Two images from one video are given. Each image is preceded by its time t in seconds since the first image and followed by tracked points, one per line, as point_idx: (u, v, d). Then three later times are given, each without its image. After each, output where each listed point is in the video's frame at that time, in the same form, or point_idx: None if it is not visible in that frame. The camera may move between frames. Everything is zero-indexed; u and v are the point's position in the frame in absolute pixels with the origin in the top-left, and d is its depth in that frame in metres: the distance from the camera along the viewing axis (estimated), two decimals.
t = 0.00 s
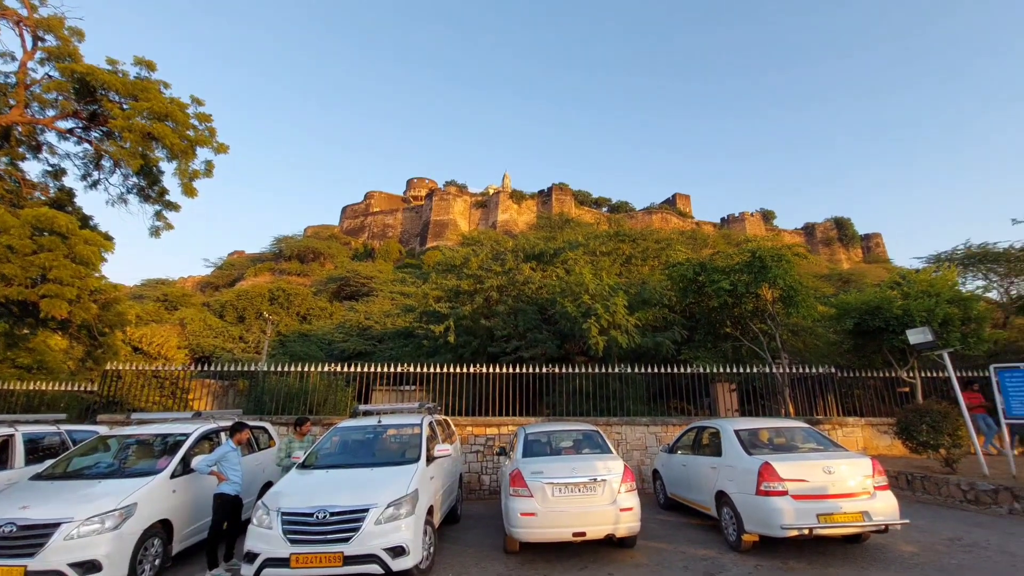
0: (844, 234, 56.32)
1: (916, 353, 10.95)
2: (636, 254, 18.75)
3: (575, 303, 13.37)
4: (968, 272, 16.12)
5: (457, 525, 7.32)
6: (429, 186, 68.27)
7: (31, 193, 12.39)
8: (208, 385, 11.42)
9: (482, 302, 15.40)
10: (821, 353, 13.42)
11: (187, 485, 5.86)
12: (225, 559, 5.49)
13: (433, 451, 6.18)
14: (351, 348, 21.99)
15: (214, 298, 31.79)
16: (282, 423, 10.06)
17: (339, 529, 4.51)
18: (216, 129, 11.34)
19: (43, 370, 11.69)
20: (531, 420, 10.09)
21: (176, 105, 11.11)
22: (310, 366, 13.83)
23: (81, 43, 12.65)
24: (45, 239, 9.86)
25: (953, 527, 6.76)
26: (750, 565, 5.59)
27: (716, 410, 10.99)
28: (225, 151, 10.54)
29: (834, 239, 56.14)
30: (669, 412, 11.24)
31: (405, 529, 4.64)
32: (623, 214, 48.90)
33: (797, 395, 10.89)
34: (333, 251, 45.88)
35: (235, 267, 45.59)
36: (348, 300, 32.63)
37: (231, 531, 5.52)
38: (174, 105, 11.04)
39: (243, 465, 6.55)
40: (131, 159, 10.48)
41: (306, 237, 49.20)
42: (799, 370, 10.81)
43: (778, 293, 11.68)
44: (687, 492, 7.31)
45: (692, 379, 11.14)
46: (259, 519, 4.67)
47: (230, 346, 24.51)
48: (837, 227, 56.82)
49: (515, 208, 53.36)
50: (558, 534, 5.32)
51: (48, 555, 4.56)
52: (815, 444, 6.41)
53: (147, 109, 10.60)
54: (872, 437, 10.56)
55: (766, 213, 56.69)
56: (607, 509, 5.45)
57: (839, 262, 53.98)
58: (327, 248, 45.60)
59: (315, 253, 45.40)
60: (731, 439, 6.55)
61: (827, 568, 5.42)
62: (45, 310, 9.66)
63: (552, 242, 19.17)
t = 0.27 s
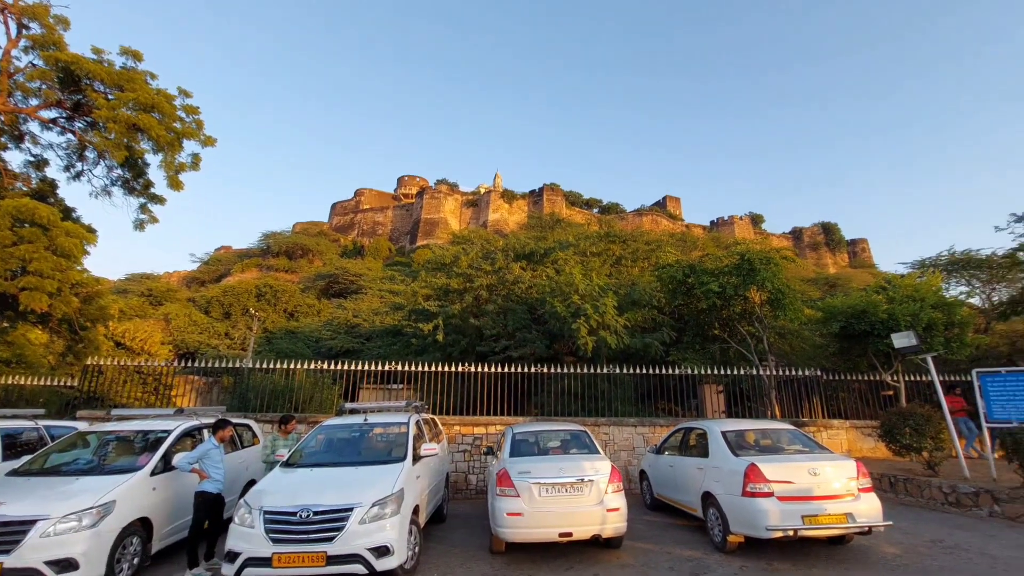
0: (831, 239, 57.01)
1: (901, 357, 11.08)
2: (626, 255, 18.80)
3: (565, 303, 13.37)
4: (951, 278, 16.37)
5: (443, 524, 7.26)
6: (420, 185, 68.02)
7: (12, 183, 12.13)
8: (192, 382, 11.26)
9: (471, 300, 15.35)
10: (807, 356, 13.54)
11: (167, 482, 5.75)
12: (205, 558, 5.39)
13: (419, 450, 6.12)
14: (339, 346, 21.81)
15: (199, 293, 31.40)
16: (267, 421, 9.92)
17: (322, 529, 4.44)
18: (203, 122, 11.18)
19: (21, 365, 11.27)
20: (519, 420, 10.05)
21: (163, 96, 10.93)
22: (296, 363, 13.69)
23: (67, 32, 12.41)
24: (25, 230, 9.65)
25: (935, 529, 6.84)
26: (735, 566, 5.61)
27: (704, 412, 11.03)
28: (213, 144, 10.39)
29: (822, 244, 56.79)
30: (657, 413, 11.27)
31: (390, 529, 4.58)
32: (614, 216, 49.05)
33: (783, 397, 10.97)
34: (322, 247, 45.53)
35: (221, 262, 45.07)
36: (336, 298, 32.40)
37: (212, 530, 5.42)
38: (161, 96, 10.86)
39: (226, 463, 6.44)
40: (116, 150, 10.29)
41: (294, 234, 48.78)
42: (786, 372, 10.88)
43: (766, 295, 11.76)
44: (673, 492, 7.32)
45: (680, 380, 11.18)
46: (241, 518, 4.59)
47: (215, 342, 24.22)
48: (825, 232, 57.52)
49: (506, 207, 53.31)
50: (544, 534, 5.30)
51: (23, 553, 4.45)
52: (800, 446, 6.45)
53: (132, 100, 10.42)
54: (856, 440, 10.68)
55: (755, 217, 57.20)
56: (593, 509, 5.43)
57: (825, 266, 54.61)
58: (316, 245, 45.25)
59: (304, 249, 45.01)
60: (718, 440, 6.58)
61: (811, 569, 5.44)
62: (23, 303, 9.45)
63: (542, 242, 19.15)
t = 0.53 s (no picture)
0: (819, 244, 57.66)
1: (886, 361, 11.20)
2: (616, 256, 18.84)
3: (555, 303, 13.35)
4: (935, 283, 16.61)
5: (429, 524, 7.20)
6: (411, 183, 67.75)
7: None
8: (176, 378, 11.09)
9: (461, 299, 15.28)
10: (793, 359, 13.64)
11: (148, 481, 5.63)
12: (186, 558, 5.29)
13: (406, 450, 6.06)
14: (326, 344, 21.63)
15: (185, 289, 31.00)
16: (252, 419, 9.79)
17: (305, 529, 4.37)
18: (191, 115, 11.01)
19: None
20: (507, 420, 10.01)
21: (149, 88, 10.76)
22: (282, 360, 13.54)
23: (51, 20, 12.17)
24: (4, 222, 9.40)
25: (918, 531, 6.91)
26: (721, 567, 5.62)
27: (691, 413, 11.06)
28: (200, 137, 10.25)
29: (809, 248, 57.40)
30: (645, 413, 11.28)
31: (375, 529, 4.52)
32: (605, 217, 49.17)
33: (770, 399, 11.03)
34: (311, 244, 45.17)
35: (208, 258, 44.53)
36: (325, 295, 32.15)
37: (194, 530, 5.32)
38: (147, 88, 10.68)
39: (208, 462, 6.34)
40: (100, 141, 10.09)
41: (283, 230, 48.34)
42: (773, 375, 10.95)
43: (754, 298, 11.83)
44: (661, 493, 7.33)
45: (668, 381, 11.20)
46: (222, 517, 4.51)
47: (200, 339, 23.91)
48: (812, 237, 58.16)
49: (497, 207, 53.23)
50: (531, 535, 5.26)
51: None
52: (787, 447, 6.48)
53: (118, 91, 10.23)
54: (841, 442, 10.79)
55: (744, 220, 57.68)
56: (581, 510, 5.41)
57: (812, 270, 55.21)
58: (305, 242, 44.89)
59: (292, 246, 44.62)
60: (706, 441, 6.59)
61: (796, 570, 5.47)
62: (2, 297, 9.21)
63: (533, 242, 19.13)
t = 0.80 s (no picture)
0: (807, 247, 58.23)
1: (872, 363, 11.30)
2: (607, 257, 18.87)
3: (545, 303, 13.32)
4: (921, 287, 16.82)
5: (416, 525, 7.14)
6: (403, 181, 67.52)
7: None
8: (161, 375, 10.96)
9: (451, 298, 15.22)
10: (782, 361, 13.73)
11: (129, 480, 5.52)
12: (167, 559, 5.19)
13: (394, 450, 6.00)
14: (315, 342, 21.46)
15: (171, 285, 30.62)
16: (237, 417, 9.66)
17: (290, 530, 4.29)
18: (179, 109, 10.85)
19: None
20: (497, 420, 9.97)
21: (136, 80, 10.57)
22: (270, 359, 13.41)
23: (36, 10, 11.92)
24: None
25: (902, 532, 6.97)
26: (709, 569, 5.61)
27: (680, 414, 11.07)
28: (188, 132, 10.09)
29: (798, 252, 57.95)
30: (634, 414, 11.29)
31: (361, 531, 4.45)
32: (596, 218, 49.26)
33: (759, 401, 11.08)
34: (301, 242, 44.82)
35: (195, 254, 44.02)
36: (314, 293, 31.90)
37: (176, 530, 5.22)
38: (134, 80, 10.50)
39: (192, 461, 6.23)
40: (85, 134, 9.90)
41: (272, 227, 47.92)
42: (761, 376, 11.01)
43: (744, 300, 11.89)
44: (650, 494, 7.33)
45: (658, 382, 11.21)
46: (205, 518, 4.42)
47: (187, 336, 23.61)
48: (801, 240, 58.72)
49: (489, 207, 53.14)
50: (519, 537, 5.23)
51: None
52: (775, 449, 6.50)
53: (104, 82, 10.04)
54: (828, 444, 10.87)
55: (734, 223, 58.09)
56: (570, 511, 5.38)
57: (801, 274, 55.72)
58: (294, 239, 44.54)
59: (281, 243, 44.24)
60: (695, 442, 6.59)
61: (783, 572, 5.48)
62: None
63: (525, 242, 19.10)
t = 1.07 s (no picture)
0: (796, 251, 58.79)
1: (859, 366, 11.40)
2: (599, 258, 18.90)
3: (536, 303, 13.29)
4: (907, 292, 17.02)
5: (404, 526, 7.08)
6: (394, 179, 67.23)
7: None
8: (147, 373, 10.85)
9: (442, 298, 15.15)
10: (770, 363, 13.81)
11: (110, 479, 5.41)
12: (149, 561, 5.09)
13: (382, 450, 5.94)
14: (304, 340, 21.29)
15: (158, 281, 30.22)
16: (222, 416, 9.53)
17: (275, 531, 4.22)
18: (167, 102, 10.69)
19: None
20: (487, 420, 9.93)
21: (123, 72, 10.40)
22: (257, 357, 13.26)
23: None
24: None
25: (888, 534, 7.03)
26: (697, 570, 5.61)
27: (670, 416, 11.10)
28: (175, 125, 9.94)
29: (786, 255, 58.50)
30: (624, 415, 11.30)
31: (348, 532, 4.39)
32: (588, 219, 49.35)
33: (747, 402, 11.14)
34: (290, 239, 44.46)
35: (183, 250, 43.51)
36: (303, 291, 31.66)
37: (158, 531, 5.12)
38: (121, 72, 10.33)
39: (175, 460, 6.12)
40: (69, 126, 9.72)
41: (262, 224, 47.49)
42: (750, 379, 11.07)
43: (734, 302, 11.95)
44: (638, 496, 7.32)
45: (647, 383, 11.22)
46: (188, 519, 4.34)
47: (172, 333, 23.31)
48: (790, 244, 59.28)
49: (481, 206, 53.04)
50: (508, 538, 5.19)
51: None
52: (763, 451, 6.52)
53: (90, 74, 9.85)
54: (815, 446, 10.94)
55: (725, 226, 58.50)
56: (559, 512, 5.36)
57: (789, 277, 56.23)
58: (284, 236, 44.17)
59: (270, 240, 43.86)
60: (684, 444, 6.59)
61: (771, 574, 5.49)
62: None
63: (516, 241, 19.06)
